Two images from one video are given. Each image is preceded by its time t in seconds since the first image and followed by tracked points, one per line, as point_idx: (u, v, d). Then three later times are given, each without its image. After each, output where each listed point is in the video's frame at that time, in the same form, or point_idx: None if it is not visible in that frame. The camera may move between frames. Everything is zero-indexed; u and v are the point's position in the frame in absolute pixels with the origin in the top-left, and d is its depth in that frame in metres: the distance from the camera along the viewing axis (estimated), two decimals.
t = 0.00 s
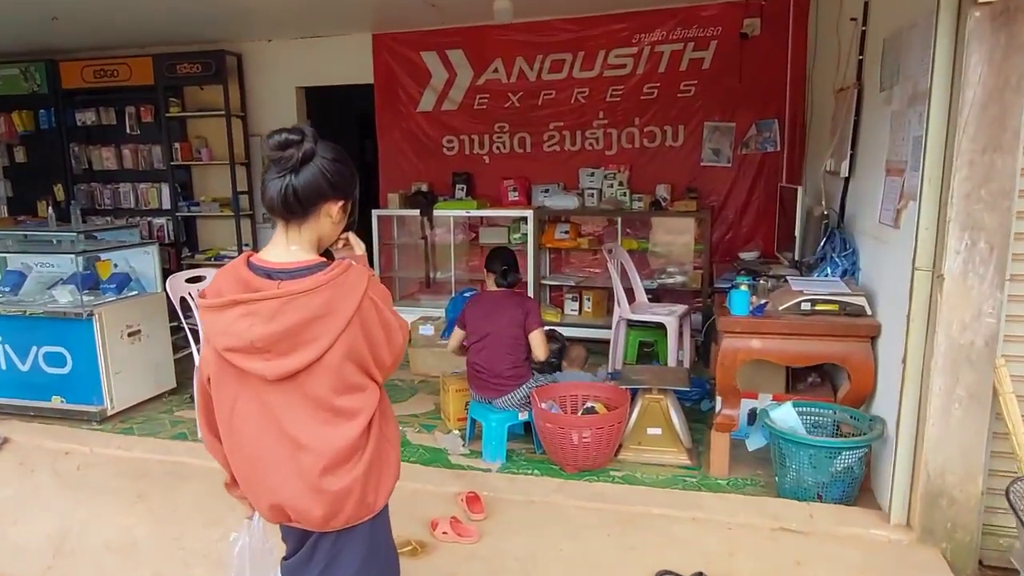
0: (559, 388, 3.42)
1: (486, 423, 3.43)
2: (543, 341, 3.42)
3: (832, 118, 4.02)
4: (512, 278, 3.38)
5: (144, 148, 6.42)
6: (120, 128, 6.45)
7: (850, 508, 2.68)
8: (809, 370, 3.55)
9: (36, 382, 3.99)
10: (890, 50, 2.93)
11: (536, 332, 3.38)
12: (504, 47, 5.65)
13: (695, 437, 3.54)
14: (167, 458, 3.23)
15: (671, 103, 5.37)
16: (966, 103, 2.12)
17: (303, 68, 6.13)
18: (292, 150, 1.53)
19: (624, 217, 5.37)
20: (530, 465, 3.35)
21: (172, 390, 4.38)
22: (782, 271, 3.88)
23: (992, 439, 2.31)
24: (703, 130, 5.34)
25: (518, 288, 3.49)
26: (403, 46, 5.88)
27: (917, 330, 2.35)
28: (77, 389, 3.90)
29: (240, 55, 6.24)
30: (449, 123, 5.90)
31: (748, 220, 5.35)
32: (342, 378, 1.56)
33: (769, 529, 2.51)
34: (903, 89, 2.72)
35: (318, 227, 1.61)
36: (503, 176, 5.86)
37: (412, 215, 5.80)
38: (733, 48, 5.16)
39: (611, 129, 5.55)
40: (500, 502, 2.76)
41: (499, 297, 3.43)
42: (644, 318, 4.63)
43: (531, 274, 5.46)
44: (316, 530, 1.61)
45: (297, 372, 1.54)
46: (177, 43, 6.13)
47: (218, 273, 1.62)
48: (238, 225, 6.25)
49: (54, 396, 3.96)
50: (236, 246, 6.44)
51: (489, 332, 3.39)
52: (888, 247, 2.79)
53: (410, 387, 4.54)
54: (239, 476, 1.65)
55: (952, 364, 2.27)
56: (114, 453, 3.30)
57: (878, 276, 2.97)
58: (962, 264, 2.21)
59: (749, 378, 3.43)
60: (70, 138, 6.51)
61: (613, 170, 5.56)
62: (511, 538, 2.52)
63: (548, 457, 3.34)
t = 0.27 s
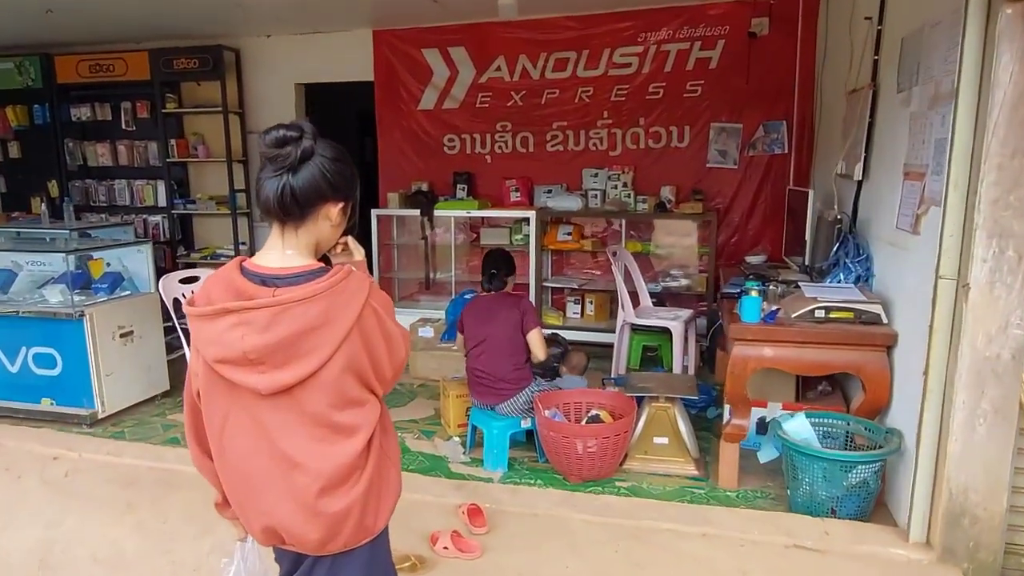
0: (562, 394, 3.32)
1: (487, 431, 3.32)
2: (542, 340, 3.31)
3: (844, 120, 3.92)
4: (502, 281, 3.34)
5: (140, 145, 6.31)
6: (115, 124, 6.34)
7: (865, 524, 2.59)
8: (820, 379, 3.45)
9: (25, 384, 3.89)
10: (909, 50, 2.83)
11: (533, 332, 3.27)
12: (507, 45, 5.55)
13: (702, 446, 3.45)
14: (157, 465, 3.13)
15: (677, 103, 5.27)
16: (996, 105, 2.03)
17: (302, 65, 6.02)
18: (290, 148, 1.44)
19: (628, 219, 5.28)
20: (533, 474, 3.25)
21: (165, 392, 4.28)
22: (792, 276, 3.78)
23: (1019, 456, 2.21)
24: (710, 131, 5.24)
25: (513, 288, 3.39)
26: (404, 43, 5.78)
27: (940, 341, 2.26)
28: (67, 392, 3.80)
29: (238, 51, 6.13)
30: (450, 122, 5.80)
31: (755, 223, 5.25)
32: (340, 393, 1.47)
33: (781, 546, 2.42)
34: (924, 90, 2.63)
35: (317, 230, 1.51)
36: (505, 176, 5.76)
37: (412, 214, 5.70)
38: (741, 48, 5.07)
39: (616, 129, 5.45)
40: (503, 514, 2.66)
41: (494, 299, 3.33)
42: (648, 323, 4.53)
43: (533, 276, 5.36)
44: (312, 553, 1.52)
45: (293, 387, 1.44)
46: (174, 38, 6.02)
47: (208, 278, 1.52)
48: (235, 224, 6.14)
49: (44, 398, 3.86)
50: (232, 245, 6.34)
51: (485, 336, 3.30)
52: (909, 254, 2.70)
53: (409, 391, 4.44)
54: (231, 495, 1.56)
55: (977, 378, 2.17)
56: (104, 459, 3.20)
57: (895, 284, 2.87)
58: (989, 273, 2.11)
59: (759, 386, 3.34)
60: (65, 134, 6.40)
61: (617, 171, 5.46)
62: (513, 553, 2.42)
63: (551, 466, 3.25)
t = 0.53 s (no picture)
0: (567, 402, 3.23)
1: (487, 440, 3.20)
2: (544, 343, 3.20)
3: (855, 122, 3.84)
4: (503, 284, 3.26)
5: (135, 143, 6.20)
6: (110, 121, 6.23)
7: (883, 543, 2.50)
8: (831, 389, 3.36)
9: (15, 388, 3.79)
10: (929, 50, 2.74)
11: (534, 333, 3.17)
12: (510, 44, 5.46)
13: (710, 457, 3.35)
14: (149, 474, 3.03)
15: (683, 104, 5.18)
16: None
17: (301, 62, 5.92)
18: (290, 148, 1.34)
19: (632, 222, 5.19)
20: (537, 485, 3.15)
21: (158, 396, 4.17)
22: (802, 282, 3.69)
23: None
24: (715, 133, 5.15)
25: (516, 292, 3.31)
26: (405, 41, 5.67)
27: (966, 354, 2.17)
28: (58, 396, 3.70)
29: (236, 48, 6.03)
30: (451, 122, 5.70)
31: (761, 227, 5.17)
32: (342, 412, 1.37)
33: (797, 566, 2.33)
34: (946, 92, 2.54)
35: (318, 237, 1.41)
36: (506, 178, 5.66)
37: (412, 216, 5.60)
38: (748, 49, 4.98)
39: (620, 130, 5.35)
40: (506, 529, 2.57)
41: (494, 303, 3.25)
42: (653, 329, 4.43)
43: (535, 279, 5.26)
44: None
45: (291, 406, 1.35)
46: (171, 34, 5.91)
47: (201, 287, 1.42)
48: (232, 224, 6.03)
49: (34, 402, 3.76)
50: (229, 245, 6.24)
51: (486, 340, 3.21)
52: (930, 262, 2.60)
53: (408, 398, 4.34)
54: (223, 518, 1.46)
55: (1005, 393, 2.08)
56: (94, 468, 3.10)
57: (913, 293, 2.78)
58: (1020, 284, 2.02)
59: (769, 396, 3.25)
60: (59, 131, 6.29)
61: (621, 173, 5.37)
62: (518, 572, 2.32)
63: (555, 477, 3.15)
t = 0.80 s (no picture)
0: (571, 408, 3.16)
1: (489, 446, 3.13)
2: (547, 347, 3.14)
3: (863, 123, 3.77)
4: (508, 286, 3.19)
5: (131, 140, 6.12)
6: (106, 118, 6.16)
7: (896, 554, 2.43)
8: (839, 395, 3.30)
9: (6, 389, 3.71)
10: (944, 49, 2.68)
11: (537, 336, 3.11)
12: (512, 42, 5.39)
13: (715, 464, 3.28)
14: (141, 479, 2.95)
15: (686, 104, 5.11)
16: None
17: (299, 59, 5.84)
18: (287, 144, 1.26)
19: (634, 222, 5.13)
20: (539, 492, 3.08)
21: (153, 398, 4.10)
22: (809, 286, 3.63)
23: None
24: (719, 134, 5.08)
25: (520, 294, 3.23)
26: (405, 38, 5.60)
27: (985, 362, 2.11)
28: (49, 398, 3.62)
29: (234, 44, 5.95)
30: (452, 120, 5.63)
31: (765, 229, 5.10)
32: (341, 422, 1.29)
33: None
34: (962, 92, 2.48)
35: (317, 238, 1.33)
36: (507, 177, 5.59)
37: (412, 215, 5.52)
38: (753, 48, 4.92)
39: (623, 129, 5.28)
40: (509, 538, 2.50)
41: (498, 304, 3.18)
42: (656, 332, 4.36)
43: (536, 280, 5.19)
44: None
45: (288, 415, 1.27)
46: (168, 29, 5.83)
47: (194, 290, 1.35)
48: (228, 223, 5.96)
49: (25, 403, 3.68)
50: (225, 244, 6.16)
51: (488, 342, 3.14)
52: (945, 266, 2.54)
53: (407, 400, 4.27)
54: (216, 533, 1.39)
55: None
56: (85, 472, 3.02)
57: (926, 297, 2.72)
58: None
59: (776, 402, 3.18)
60: (54, 127, 6.21)
61: (623, 173, 5.30)
62: None
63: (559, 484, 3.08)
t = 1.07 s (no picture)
0: (573, 409, 3.11)
1: (491, 448, 3.09)
2: (549, 347, 3.10)
3: (871, 122, 3.73)
4: (514, 285, 3.16)
5: (129, 136, 6.07)
6: (104, 113, 6.10)
7: (906, 561, 2.38)
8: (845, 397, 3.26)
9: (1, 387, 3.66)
10: (957, 46, 2.63)
11: (539, 337, 3.06)
12: (515, 39, 5.34)
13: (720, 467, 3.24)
14: (138, 480, 2.90)
15: (690, 102, 5.07)
16: None
17: (300, 55, 5.79)
18: (288, 138, 1.20)
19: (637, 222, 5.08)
20: (541, 495, 3.03)
21: (150, 397, 4.05)
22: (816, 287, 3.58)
23: None
24: (724, 133, 5.03)
25: (525, 294, 3.18)
26: (406, 35, 5.55)
27: (999, 366, 2.07)
28: (44, 397, 3.57)
29: (233, 39, 5.90)
30: (453, 118, 5.58)
31: (769, 229, 5.05)
32: (344, 427, 1.25)
33: None
34: (975, 91, 2.43)
35: (318, 236, 1.29)
36: (509, 175, 5.54)
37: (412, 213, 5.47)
38: (758, 46, 4.87)
39: (626, 128, 5.23)
40: (512, 543, 2.45)
41: (503, 303, 3.14)
42: (660, 333, 4.31)
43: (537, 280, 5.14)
44: None
45: (288, 420, 1.22)
46: (167, 24, 5.78)
47: (190, 288, 1.29)
48: (227, 220, 5.91)
49: (20, 402, 3.63)
50: (224, 241, 6.11)
51: (491, 342, 3.09)
52: (957, 268, 2.50)
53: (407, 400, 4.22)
54: (212, 541, 1.34)
55: None
56: (80, 473, 2.97)
57: (937, 299, 2.67)
58: None
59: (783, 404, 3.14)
60: (52, 123, 6.15)
61: (626, 172, 5.25)
62: None
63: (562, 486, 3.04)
